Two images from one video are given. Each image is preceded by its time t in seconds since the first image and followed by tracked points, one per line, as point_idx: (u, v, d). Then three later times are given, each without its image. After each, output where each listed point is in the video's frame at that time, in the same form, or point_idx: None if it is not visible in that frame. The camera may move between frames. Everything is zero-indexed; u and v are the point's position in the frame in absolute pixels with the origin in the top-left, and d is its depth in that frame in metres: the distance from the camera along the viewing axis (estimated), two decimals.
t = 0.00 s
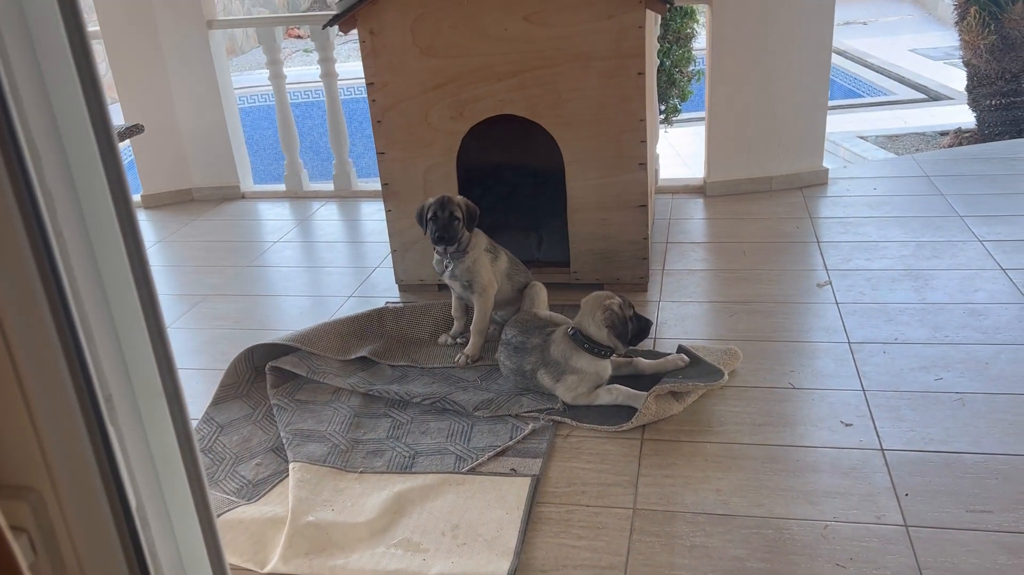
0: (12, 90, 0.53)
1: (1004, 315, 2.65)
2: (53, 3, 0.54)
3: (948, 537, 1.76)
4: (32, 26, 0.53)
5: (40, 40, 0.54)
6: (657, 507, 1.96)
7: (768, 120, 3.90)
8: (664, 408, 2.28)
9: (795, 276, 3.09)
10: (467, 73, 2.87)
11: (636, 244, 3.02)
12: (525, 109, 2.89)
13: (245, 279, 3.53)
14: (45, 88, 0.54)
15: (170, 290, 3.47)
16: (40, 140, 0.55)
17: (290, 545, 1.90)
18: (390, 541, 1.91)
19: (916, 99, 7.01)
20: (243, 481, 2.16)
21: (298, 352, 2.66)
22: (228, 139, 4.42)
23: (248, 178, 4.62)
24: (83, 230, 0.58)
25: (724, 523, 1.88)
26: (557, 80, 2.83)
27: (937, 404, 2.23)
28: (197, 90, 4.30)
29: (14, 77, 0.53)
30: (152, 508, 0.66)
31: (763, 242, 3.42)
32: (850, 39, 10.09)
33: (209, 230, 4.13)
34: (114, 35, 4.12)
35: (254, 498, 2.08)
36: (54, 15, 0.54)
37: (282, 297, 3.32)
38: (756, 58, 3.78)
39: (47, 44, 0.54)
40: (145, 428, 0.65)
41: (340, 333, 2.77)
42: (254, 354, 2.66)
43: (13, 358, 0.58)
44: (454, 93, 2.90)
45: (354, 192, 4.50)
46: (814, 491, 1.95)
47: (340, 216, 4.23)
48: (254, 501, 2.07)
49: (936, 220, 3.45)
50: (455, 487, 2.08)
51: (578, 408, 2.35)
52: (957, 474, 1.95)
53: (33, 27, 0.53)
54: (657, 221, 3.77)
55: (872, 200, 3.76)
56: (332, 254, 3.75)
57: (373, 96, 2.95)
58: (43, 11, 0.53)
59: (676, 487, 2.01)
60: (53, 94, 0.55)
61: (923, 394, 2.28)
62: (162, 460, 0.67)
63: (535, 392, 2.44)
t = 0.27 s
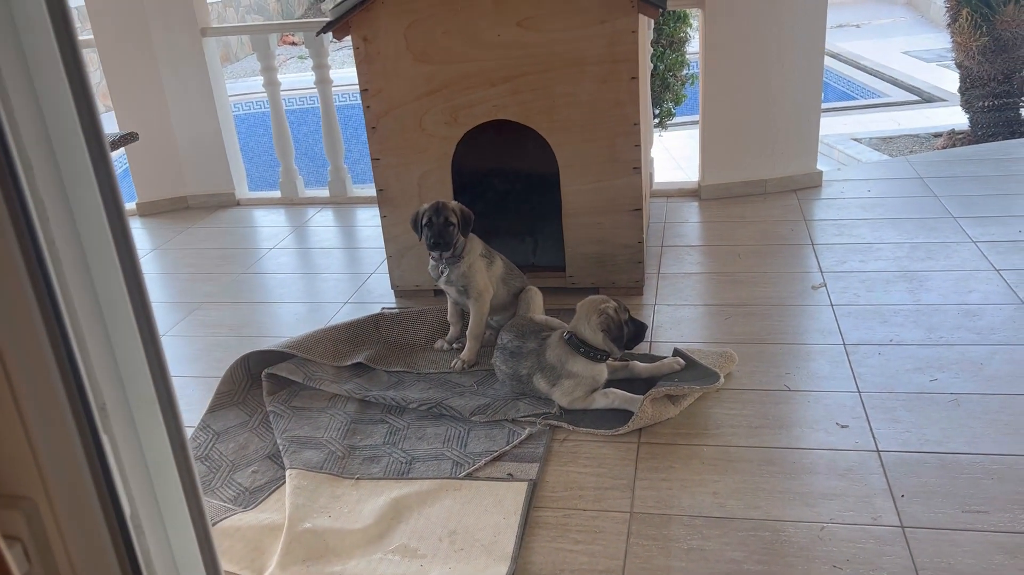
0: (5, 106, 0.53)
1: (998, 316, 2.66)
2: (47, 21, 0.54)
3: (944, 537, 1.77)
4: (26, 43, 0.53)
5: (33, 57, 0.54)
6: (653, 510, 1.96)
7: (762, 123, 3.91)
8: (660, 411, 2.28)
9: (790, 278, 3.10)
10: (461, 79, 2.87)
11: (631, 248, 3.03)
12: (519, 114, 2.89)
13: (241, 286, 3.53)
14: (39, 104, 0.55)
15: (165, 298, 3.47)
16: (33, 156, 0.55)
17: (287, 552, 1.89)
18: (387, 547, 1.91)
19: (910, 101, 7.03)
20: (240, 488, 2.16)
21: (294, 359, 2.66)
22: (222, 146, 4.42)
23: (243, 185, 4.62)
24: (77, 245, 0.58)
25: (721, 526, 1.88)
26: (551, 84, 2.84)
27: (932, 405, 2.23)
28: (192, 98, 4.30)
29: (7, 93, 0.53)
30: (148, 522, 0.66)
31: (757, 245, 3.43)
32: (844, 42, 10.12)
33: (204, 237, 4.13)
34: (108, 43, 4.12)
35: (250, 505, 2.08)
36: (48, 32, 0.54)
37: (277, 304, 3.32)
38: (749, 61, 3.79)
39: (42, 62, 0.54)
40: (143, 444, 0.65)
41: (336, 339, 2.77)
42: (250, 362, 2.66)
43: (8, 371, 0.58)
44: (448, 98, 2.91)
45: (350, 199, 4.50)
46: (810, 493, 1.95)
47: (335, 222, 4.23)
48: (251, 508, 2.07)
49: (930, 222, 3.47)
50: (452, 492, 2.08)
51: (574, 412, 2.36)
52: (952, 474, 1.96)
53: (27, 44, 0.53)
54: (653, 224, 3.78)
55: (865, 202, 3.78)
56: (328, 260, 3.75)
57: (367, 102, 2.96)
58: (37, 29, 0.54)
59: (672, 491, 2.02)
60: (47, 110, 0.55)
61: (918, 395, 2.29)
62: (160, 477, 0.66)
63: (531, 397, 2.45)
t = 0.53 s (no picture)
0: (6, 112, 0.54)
1: (997, 320, 2.66)
2: (46, 27, 0.55)
3: (944, 542, 1.77)
4: (28, 49, 0.54)
5: (34, 64, 0.54)
6: (654, 516, 1.96)
7: (760, 128, 3.92)
8: (660, 416, 2.28)
9: (789, 283, 3.10)
10: (460, 86, 2.88)
11: (629, 254, 3.03)
12: (518, 121, 2.90)
13: (240, 293, 3.53)
14: (39, 111, 0.55)
15: (165, 306, 3.47)
16: (35, 161, 0.56)
17: (287, 559, 1.89)
18: (387, 554, 1.91)
19: (908, 106, 7.05)
20: (239, 495, 2.15)
21: (293, 366, 2.66)
22: (222, 154, 4.43)
23: (242, 192, 4.63)
24: (77, 249, 0.59)
25: (721, 531, 1.88)
26: (549, 91, 2.85)
27: (931, 410, 2.24)
28: (191, 106, 4.31)
29: (9, 100, 0.54)
30: (147, 523, 0.66)
31: (756, 250, 3.44)
32: (842, 47, 10.15)
33: (204, 245, 4.13)
34: (107, 52, 4.13)
35: (250, 513, 2.08)
36: (48, 39, 0.55)
37: (277, 311, 3.32)
38: (747, 67, 3.80)
39: (43, 68, 0.55)
40: (140, 445, 0.65)
41: (335, 346, 2.77)
42: (250, 369, 2.66)
43: (9, 379, 0.57)
44: (447, 105, 2.92)
45: (349, 206, 4.50)
46: (809, 498, 1.95)
47: (334, 229, 4.24)
48: (251, 515, 2.07)
49: (928, 226, 3.47)
50: (452, 498, 2.08)
51: (573, 418, 2.36)
52: (952, 479, 1.96)
53: (28, 51, 0.54)
54: (651, 230, 3.78)
55: (864, 207, 3.78)
56: (327, 267, 3.75)
57: (366, 109, 2.96)
58: (37, 35, 0.54)
59: (672, 496, 2.02)
60: (48, 115, 0.56)
61: (917, 399, 2.29)
62: (158, 479, 0.67)
63: (531, 402, 2.45)
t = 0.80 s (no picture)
0: (15, 128, 0.55)
1: (999, 326, 2.67)
2: (56, 44, 0.55)
3: (946, 548, 1.77)
4: (37, 66, 0.55)
5: (45, 81, 0.55)
6: (656, 523, 1.96)
7: (761, 134, 3.93)
8: (662, 423, 2.28)
9: (791, 290, 3.11)
10: (462, 94, 2.89)
11: (631, 260, 3.04)
12: (519, 128, 2.91)
13: (243, 301, 3.54)
14: (49, 128, 0.56)
15: (168, 314, 3.48)
16: (43, 176, 0.56)
17: (290, 566, 1.89)
18: (390, 561, 1.91)
19: (909, 112, 7.05)
20: (242, 503, 2.16)
21: (296, 374, 2.66)
22: (224, 162, 4.44)
23: (245, 200, 4.64)
24: (86, 263, 0.59)
25: (723, 537, 1.88)
26: (550, 99, 2.86)
27: (933, 416, 2.24)
28: (194, 114, 4.32)
29: (19, 117, 0.55)
30: (156, 538, 0.66)
31: (758, 256, 3.44)
32: (842, 54, 10.16)
33: (206, 252, 4.14)
34: (111, 61, 4.15)
35: (253, 520, 2.09)
36: (58, 56, 0.55)
37: (279, 319, 3.33)
38: (747, 74, 3.82)
39: (52, 85, 0.55)
40: (150, 460, 0.65)
41: (338, 353, 2.78)
42: (252, 376, 2.66)
43: (18, 385, 0.60)
44: (448, 113, 2.93)
45: (351, 213, 4.51)
46: (812, 504, 1.95)
47: (337, 236, 4.25)
48: (254, 522, 2.07)
49: (929, 232, 3.48)
50: (454, 505, 2.08)
51: (575, 425, 2.36)
52: (954, 485, 1.96)
53: (38, 68, 0.55)
54: (653, 237, 3.79)
55: (865, 213, 3.79)
56: (330, 274, 3.76)
57: (368, 117, 2.98)
58: (47, 53, 0.55)
59: (674, 502, 2.02)
60: (58, 131, 0.56)
61: (919, 405, 2.29)
62: (165, 488, 0.66)
63: (533, 409, 2.45)
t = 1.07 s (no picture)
0: (22, 140, 0.56)
1: (999, 330, 2.67)
2: (61, 57, 0.56)
3: (947, 553, 1.77)
4: (41, 79, 0.55)
5: (49, 92, 0.56)
6: (657, 528, 1.96)
7: (761, 140, 3.94)
8: (663, 428, 2.29)
9: (792, 295, 3.11)
10: (463, 100, 2.90)
11: (632, 266, 3.04)
12: (520, 135, 2.92)
13: (245, 307, 3.55)
14: (53, 139, 0.57)
15: (170, 320, 3.49)
16: (48, 187, 0.57)
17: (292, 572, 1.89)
18: (391, 567, 1.91)
19: (910, 117, 7.06)
20: (244, 508, 2.16)
21: (298, 379, 2.67)
22: (227, 169, 4.46)
23: (247, 206, 4.66)
24: (88, 271, 0.60)
25: (724, 543, 1.88)
26: (551, 105, 2.87)
27: (934, 420, 2.24)
28: (197, 121, 4.34)
29: (24, 128, 0.56)
30: (157, 541, 0.67)
31: (758, 262, 3.45)
32: (843, 59, 10.18)
33: (209, 259, 4.16)
34: (113, 68, 4.17)
35: (255, 525, 2.09)
36: (62, 69, 0.56)
37: (281, 325, 3.34)
38: (747, 80, 3.83)
39: (57, 97, 0.56)
40: (151, 465, 0.66)
41: (339, 359, 2.79)
42: (254, 382, 2.67)
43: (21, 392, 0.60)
44: (450, 119, 2.94)
45: (353, 219, 4.52)
46: (813, 509, 1.95)
47: (339, 242, 4.26)
48: (256, 528, 2.08)
49: (929, 237, 3.48)
50: (456, 511, 2.08)
51: (576, 430, 2.36)
52: (955, 489, 1.96)
53: (42, 81, 0.56)
54: (654, 242, 3.80)
55: (865, 218, 3.80)
56: (332, 280, 3.77)
57: (370, 123, 2.99)
58: (52, 65, 0.56)
59: (675, 508, 2.02)
60: (61, 142, 0.57)
61: (919, 410, 2.29)
62: (164, 483, 0.67)
63: (534, 415, 2.45)
